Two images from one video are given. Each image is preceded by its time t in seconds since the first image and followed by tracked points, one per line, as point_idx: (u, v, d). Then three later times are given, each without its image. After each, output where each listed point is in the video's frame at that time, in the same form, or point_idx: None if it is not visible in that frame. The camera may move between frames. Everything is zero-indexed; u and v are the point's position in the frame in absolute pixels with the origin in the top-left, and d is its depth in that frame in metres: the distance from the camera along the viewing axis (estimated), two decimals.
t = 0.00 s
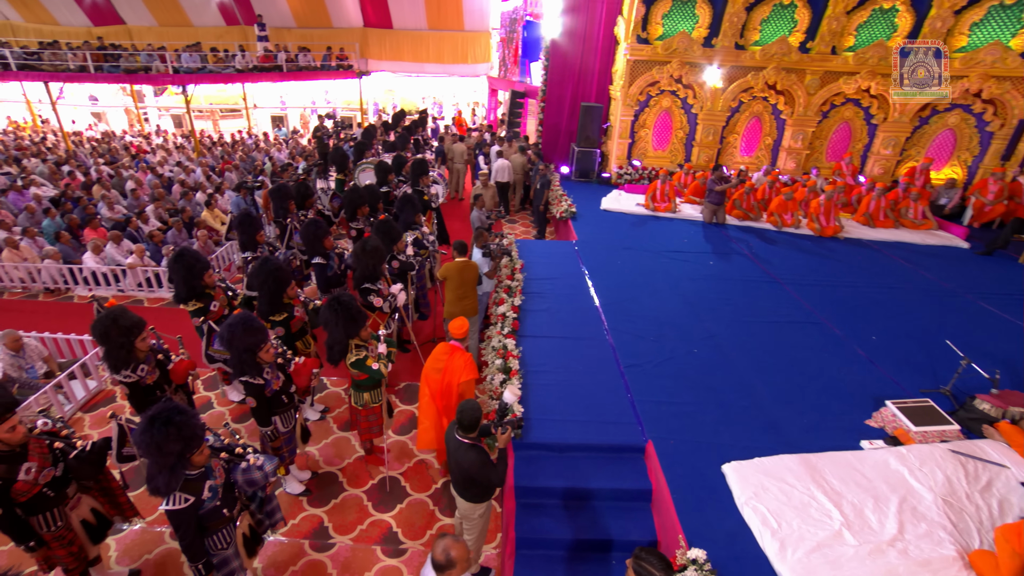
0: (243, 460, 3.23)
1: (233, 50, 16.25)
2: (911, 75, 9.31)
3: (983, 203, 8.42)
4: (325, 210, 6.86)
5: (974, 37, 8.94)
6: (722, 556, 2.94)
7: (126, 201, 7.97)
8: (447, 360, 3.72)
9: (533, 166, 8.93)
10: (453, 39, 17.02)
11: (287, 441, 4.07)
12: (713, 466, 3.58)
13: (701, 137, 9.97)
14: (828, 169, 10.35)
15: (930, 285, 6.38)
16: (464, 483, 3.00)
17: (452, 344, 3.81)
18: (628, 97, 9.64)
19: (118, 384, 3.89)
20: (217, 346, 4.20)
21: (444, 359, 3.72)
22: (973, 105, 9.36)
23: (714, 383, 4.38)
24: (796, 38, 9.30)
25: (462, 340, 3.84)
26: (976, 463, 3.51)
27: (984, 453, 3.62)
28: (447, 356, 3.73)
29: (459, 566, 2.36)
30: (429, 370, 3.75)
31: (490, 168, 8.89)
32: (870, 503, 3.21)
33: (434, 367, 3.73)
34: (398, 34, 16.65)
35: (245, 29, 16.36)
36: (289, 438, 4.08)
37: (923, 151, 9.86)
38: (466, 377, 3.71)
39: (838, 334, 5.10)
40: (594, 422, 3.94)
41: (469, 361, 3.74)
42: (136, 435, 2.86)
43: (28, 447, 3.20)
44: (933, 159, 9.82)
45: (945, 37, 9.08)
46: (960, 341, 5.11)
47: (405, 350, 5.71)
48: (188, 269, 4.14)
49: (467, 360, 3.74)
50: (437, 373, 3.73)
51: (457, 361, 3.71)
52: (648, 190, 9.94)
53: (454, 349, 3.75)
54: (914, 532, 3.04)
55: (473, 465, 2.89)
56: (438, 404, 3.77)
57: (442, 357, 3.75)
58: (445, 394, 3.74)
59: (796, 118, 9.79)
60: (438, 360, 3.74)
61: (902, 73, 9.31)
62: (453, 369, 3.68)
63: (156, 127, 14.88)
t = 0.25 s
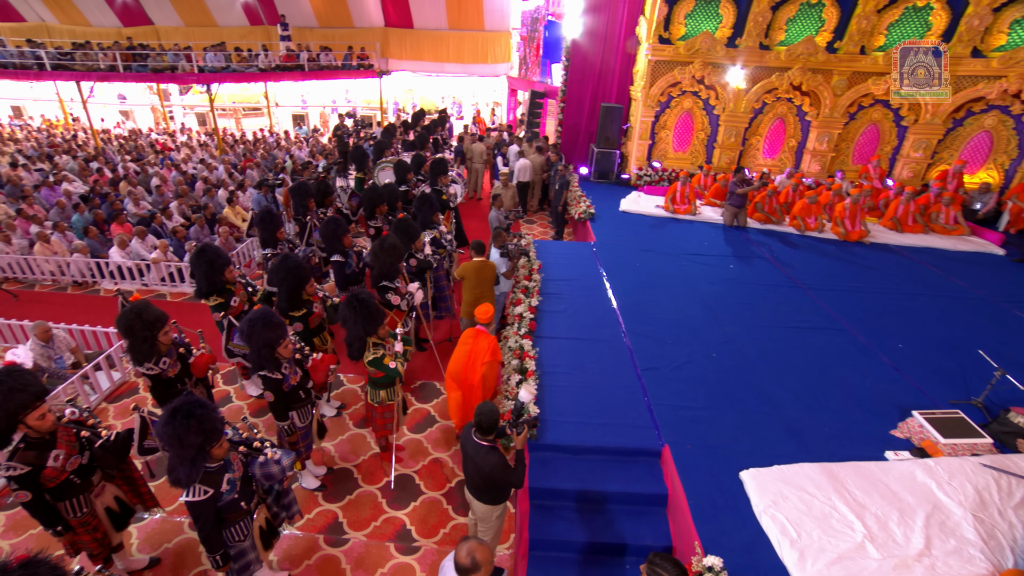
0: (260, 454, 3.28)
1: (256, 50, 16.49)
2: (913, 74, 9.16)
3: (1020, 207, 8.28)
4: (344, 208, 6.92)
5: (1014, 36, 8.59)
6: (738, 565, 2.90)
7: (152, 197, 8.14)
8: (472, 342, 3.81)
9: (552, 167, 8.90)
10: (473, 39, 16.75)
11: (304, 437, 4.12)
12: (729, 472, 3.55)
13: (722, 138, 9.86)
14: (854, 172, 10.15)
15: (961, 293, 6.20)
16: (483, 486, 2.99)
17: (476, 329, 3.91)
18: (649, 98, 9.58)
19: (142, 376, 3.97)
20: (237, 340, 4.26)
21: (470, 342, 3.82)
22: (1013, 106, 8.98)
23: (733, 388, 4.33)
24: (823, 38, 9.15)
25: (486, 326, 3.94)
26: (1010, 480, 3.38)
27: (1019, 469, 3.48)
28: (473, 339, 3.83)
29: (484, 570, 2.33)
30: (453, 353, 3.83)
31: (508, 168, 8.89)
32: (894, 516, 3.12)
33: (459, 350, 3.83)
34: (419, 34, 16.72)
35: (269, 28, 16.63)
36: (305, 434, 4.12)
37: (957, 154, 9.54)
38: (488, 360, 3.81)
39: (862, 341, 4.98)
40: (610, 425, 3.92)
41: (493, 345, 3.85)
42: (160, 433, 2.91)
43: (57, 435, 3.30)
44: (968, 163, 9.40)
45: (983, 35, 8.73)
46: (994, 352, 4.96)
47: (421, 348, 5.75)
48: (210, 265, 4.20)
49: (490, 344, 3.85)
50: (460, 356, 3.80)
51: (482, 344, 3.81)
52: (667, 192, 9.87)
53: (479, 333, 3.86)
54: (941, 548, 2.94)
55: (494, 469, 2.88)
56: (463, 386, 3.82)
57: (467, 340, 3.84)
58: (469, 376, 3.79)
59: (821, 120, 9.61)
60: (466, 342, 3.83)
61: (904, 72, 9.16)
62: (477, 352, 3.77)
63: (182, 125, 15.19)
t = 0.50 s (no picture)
0: (279, 449, 3.32)
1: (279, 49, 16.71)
2: (911, 75, 9.03)
3: None
4: (363, 207, 6.98)
5: None
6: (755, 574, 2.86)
7: (176, 193, 8.31)
8: (495, 330, 4.04)
9: (571, 167, 8.86)
10: (495, 40, 16.80)
11: (320, 432, 4.16)
12: (748, 480, 3.50)
13: (745, 140, 9.72)
14: (884, 175, 9.94)
15: (994, 301, 6.01)
16: (500, 486, 2.97)
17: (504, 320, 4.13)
18: (671, 99, 9.52)
19: (164, 369, 4.05)
20: (257, 336, 4.33)
21: (493, 329, 4.04)
22: None
23: (753, 394, 4.27)
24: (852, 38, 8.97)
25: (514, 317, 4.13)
26: None
27: None
28: (496, 327, 4.05)
29: None
30: (481, 340, 4.13)
31: (527, 168, 8.87)
32: (922, 531, 3.03)
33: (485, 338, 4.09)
34: (440, 33, 16.77)
35: (292, 28, 16.84)
36: (322, 429, 4.16)
37: (993, 157, 9.25)
38: (508, 347, 3.96)
39: (888, 349, 4.86)
40: (627, 428, 3.89)
41: (513, 333, 3.99)
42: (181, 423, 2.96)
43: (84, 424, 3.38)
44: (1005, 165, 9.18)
45: None
46: None
47: (438, 347, 5.78)
48: (231, 261, 4.26)
49: (512, 332, 4.02)
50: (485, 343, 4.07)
51: (503, 331, 4.00)
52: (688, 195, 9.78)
53: (503, 321, 4.06)
54: (971, 565, 2.84)
55: (511, 471, 2.86)
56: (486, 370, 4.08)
57: (491, 328, 4.07)
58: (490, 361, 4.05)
59: (850, 122, 9.39)
60: (491, 329, 4.08)
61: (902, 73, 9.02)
62: (497, 338, 3.98)
63: (206, 123, 15.48)
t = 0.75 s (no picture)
0: (292, 446, 3.36)
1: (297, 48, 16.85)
2: (912, 75, 8.89)
3: None
4: (378, 206, 7.01)
5: None
6: None
7: (195, 190, 8.41)
8: (516, 316, 4.34)
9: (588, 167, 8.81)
10: (512, 39, 16.63)
11: (334, 429, 4.17)
12: (766, 488, 3.44)
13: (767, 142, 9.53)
14: (911, 179, 9.72)
15: None
16: (508, 481, 2.96)
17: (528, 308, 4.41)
18: (690, 100, 9.44)
19: (182, 363, 4.10)
20: (273, 333, 4.36)
21: (514, 315, 4.35)
22: None
23: (772, 400, 4.19)
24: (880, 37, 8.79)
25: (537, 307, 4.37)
26: None
27: None
28: (518, 313, 4.34)
29: None
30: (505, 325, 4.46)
31: (543, 168, 8.83)
32: (950, 546, 2.93)
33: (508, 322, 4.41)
34: (458, 32, 16.78)
35: (310, 27, 16.90)
36: (335, 426, 4.17)
37: None
38: (523, 332, 4.23)
39: (914, 357, 4.74)
40: (642, 432, 3.85)
41: (529, 321, 4.22)
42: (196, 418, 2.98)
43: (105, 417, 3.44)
44: None
45: None
46: None
47: (452, 347, 5.77)
48: (248, 258, 4.30)
49: (530, 320, 4.27)
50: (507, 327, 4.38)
51: (522, 318, 4.28)
52: (707, 197, 9.66)
53: (525, 309, 4.34)
54: None
55: (518, 466, 2.84)
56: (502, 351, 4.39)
57: (514, 314, 4.38)
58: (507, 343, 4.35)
59: (877, 124, 9.18)
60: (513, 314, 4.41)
61: (902, 73, 8.87)
62: (515, 323, 4.27)
63: (225, 122, 15.69)
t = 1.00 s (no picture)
0: (304, 444, 3.31)
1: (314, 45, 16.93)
2: (912, 75, 8.66)
3: None
4: (394, 204, 6.98)
5: None
6: None
7: (212, 187, 8.48)
8: (539, 306, 4.29)
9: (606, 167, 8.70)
10: (531, 35, 16.64)
11: (346, 429, 4.14)
12: (788, 499, 3.33)
13: (792, 142, 9.38)
14: (947, 181, 9.35)
15: None
16: (514, 467, 3.00)
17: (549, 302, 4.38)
18: (712, 98, 9.26)
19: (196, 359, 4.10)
20: (287, 331, 4.35)
21: (537, 305, 4.30)
22: None
23: (795, 408, 4.06)
24: (914, 33, 8.51)
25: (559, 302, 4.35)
26: None
27: None
28: (541, 304, 4.31)
29: None
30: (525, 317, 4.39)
31: (560, 168, 8.73)
32: (985, 568, 2.82)
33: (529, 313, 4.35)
34: (475, 30, 16.73)
35: (328, 23, 16.89)
36: (347, 426, 4.14)
37: None
38: (547, 321, 4.16)
39: (946, 367, 4.57)
40: (658, 438, 3.76)
41: (554, 310, 4.19)
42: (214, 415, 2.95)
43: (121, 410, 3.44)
44: None
45: None
46: None
47: (467, 347, 5.71)
48: (263, 255, 4.30)
49: (554, 311, 4.24)
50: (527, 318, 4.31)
51: (546, 308, 4.24)
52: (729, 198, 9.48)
53: (547, 301, 4.31)
54: None
55: (522, 453, 2.89)
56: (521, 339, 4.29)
57: (536, 305, 4.33)
58: (527, 331, 4.27)
59: (909, 124, 8.88)
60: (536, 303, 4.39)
61: (902, 73, 8.64)
62: (539, 312, 4.21)
63: (241, 119, 15.85)
